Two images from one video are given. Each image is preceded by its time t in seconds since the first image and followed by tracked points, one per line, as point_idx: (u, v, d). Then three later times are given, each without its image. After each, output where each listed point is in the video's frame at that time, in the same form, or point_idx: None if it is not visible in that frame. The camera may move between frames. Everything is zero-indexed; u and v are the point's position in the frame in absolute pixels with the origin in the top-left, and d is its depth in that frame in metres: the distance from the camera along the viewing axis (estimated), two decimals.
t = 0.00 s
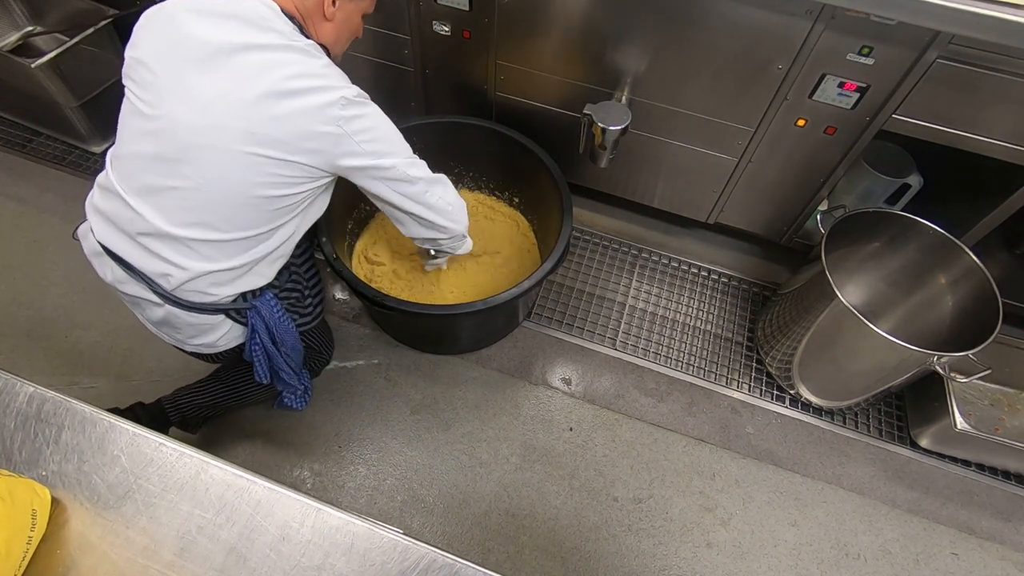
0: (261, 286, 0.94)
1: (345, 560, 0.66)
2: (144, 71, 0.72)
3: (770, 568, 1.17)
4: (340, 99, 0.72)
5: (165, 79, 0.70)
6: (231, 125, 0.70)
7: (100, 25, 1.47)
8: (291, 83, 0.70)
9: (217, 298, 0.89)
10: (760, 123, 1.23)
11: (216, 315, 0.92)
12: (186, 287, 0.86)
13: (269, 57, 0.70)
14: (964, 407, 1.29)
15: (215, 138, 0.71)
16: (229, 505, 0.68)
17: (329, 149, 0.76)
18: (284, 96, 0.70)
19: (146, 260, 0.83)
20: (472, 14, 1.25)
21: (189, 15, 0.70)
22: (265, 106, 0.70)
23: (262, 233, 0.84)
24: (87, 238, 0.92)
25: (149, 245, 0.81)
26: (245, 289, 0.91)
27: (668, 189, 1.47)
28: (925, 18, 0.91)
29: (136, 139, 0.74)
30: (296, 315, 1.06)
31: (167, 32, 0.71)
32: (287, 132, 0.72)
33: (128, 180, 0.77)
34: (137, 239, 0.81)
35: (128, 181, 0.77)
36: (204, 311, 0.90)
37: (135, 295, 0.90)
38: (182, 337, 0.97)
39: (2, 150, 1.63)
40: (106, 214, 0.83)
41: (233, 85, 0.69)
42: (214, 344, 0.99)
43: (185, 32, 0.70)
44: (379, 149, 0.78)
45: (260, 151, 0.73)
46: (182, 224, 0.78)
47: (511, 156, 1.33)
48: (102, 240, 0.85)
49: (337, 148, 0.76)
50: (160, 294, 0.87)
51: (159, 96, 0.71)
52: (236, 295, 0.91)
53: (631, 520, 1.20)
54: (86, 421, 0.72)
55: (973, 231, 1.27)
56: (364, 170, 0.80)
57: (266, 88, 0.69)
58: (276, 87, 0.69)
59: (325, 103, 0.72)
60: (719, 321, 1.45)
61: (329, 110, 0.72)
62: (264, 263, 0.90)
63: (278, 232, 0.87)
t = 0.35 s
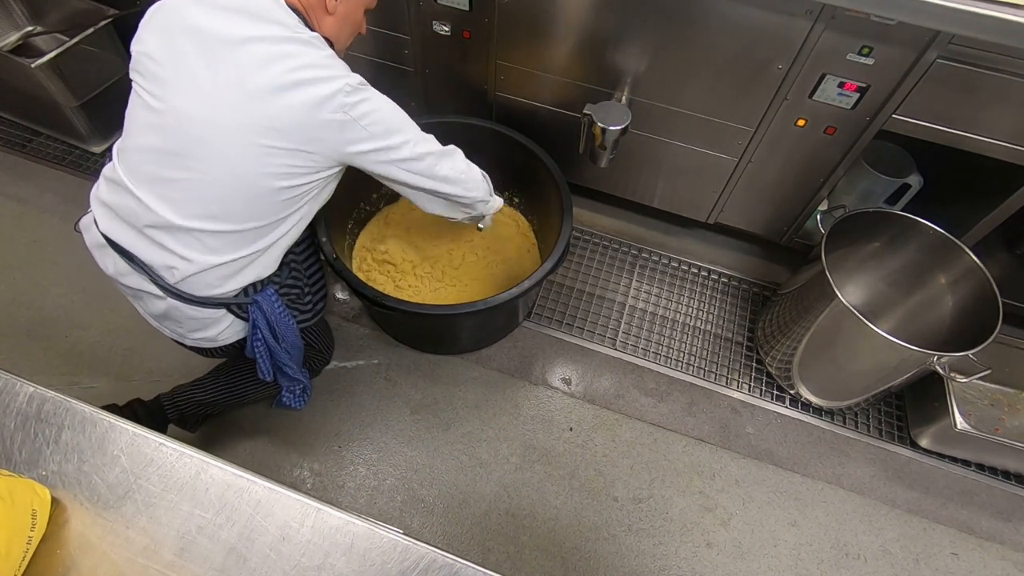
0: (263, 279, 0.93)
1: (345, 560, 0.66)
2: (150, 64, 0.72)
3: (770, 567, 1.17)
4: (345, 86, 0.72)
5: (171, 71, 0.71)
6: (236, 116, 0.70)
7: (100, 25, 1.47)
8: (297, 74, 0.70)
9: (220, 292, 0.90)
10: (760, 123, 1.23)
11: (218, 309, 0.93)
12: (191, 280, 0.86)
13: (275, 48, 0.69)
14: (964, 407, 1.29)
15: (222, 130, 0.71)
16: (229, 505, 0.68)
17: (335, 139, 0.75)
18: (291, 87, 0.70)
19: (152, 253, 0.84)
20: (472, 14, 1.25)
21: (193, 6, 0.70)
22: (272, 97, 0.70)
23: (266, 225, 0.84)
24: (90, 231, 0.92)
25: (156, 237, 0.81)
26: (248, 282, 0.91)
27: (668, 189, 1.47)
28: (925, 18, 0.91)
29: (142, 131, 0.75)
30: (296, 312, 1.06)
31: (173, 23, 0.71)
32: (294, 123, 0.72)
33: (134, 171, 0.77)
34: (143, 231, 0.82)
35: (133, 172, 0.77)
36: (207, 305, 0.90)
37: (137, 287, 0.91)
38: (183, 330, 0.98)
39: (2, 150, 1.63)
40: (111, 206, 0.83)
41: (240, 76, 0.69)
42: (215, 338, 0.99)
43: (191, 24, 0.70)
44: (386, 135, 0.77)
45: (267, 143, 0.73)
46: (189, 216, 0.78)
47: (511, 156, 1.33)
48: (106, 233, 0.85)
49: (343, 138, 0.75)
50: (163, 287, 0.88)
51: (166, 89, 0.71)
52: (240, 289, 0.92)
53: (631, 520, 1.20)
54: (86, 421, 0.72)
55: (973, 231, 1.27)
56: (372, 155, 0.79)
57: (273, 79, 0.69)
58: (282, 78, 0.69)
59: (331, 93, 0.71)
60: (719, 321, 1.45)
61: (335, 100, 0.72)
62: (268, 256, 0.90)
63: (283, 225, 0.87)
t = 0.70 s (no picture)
0: (259, 277, 0.93)
1: (345, 560, 0.66)
2: (155, 61, 0.72)
3: (770, 567, 1.17)
4: (347, 90, 0.72)
5: (175, 69, 0.71)
6: (238, 116, 0.70)
7: (100, 24, 1.47)
8: (301, 77, 0.70)
9: (217, 289, 0.89)
10: (760, 123, 1.23)
11: (213, 306, 0.93)
12: (188, 277, 0.86)
13: (280, 49, 0.70)
14: (964, 407, 1.29)
15: (225, 129, 0.71)
16: (229, 505, 0.68)
17: (337, 142, 0.76)
18: (294, 89, 0.70)
19: (151, 249, 0.84)
20: (472, 14, 1.25)
21: (200, 6, 0.70)
22: (276, 98, 0.70)
23: (265, 225, 0.84)
24: (89, 226, 0.92)
25: (155, 233, 0.81)
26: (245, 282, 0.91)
27: (668, 189, 1.47)
28: (925, 19, 0.91)
29: (144, 127, 0.75)
30: (294, 311, 1.06)
31: (179, 22, 0.71)
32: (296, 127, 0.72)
33: (135, 167, 0.77)
34: (142, 227, 0.82)
35: (134, 168, 0.77)
36: (202, 301, 0.90)
37: (134, 283, 0.91)
38: (180, 327, 0.98)
39: (2, 150, 1.63)
40: (111, 202, 0.83)
41: (244, 77, 0.69)
42: (211, 335, 0.99)
43: (198, 24, 0.70)
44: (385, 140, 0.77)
45: (269, 143, 0.73)
46: (189, 214, 0.78)
47: (511, 156, 1.33)
48: (106, 229, 0.85)
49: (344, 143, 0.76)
50: (160, 283, 0.87)
51: (169, 86, 0.71)
52: (234, 287, 0.91)
53: (631, 520, 1.20)
54: (86, 420, 0.72)
55: (973, 231, 1.27)
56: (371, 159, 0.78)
57: (278, 81, 0.69)
58: (287, 81, 0.69)
59: (335, 96, 0.72)
60: (719, 321, 1.45)
61: (338, 103, 0.72)
62: (266, 256, 0.90)
63: (281, 225, 0.87)
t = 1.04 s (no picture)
0: (261, 274, 0.93)
1: (345, 560, 0.66)
2: (154, 57, 0.72)
3: (770, 567, 1.17)
4: (344, 91, 0.72)
5: (173, 63, 0.71)
6: (236, 112, 0.70)
7: (100, 24, 1.47)
8: (300, 74, 0.70)
9: (219, 286, 0.90)
10: (760, 123, 1.23)
11: (215, 304, 0.93)
12: (188, 274, 0.86)
13: (278, 46, 0.70)
14: (964, 407, 1.29)
15: (223, 125, 0.71)
16: (229, 505, 0.68)
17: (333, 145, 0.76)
18: (293, 86, 0.70)
19: (150, 245, 0.84)
20: (472, 14, 1.25)
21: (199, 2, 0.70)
22: (274, 96, 0.70)
23: (264, 221, 0.84)
24: (90, 224, 0.92)
25: (154, 229, 0.81)
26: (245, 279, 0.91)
27: (668, 189, 1.47)
28: (925, 18, 0.91)
29: (142, 122, 0.75)
30: (294, 309, 1.06)
31: (177, 17, 0.71)
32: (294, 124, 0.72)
33: (133, 163, 0.77)
34: (141, 223, 0.82)
35: (133, 164, 0.77)
36: (203, 298, 0.90)
37: (136, 281, 0.91)
38: (182, 325, 0.98)
39: (2, 150, 1.63)
40: (111, 198, 0.83)
41: (242, 73, 0.69)
42: (214, 333, 1.00)
43: (196, 20, 0.70)
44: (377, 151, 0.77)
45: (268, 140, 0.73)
46: (189, 210, 0.78)
47: (510, 156, 1.33)
48: (106, 227, 0.85)
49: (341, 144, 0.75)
50: (160, 280, 0.87)
51: (168, 82, 0.71)
52: (237, 284, 0.91)
53: (632, 520, 1.20)
54: (86, 421, 0.73)
55: (973, 231, 1.27)
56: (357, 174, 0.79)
57: (276, 78, 0.69)
58: (285, 77, 0.69)
59: (332, 96, 0.72)
60: (719, 321, 1.45)
61: (336, 103, 0.72)
62: (265, 254, 0.90)
63: (281, 221, 0.87)
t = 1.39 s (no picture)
0: (256, 278, 0.93)
1: (345, 560, 0.66)
2: (154, 60, 0.72)
3: (771, 567, 1.17)
4: (343, 101, 0.72)
5: (173, 68, 0.71)
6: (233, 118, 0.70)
7: (100, 24, 1.47)
8: (299, 83, 0.70)
9: (214, 290, 0.89)
10: (760, 123, 1.22)
11: (210, 305, 0.93)
12: (184, 277, 0.86)
13: (278, 54, 0.70)
14: (964, 407, 1.29)
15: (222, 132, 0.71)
16: (229, 505, 0.68)
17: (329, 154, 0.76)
18: (291, 95, 0.70)
19: (146, 248, 0.84)
20: (472, 14, 1.25)
21: (203, 8, 0.70)
22: (272, 104, 0.70)
23: (259, 227, 0.84)
24: (89, 224, 0.92)
25: (150, 233, 0.81)
26: (241, 283, 0.91)
27: (669, 189, 1.47)
28: (925, 19, 0.91)
29: (140, 126, 0.75)
30: (292, 311, 1.06)
31: (178, 21, 0.71)
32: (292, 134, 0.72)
33: (131, 166, 0.77)
34: (138, 226, 0.82)
35: (130, 168, 0.77)
36: (199, 300, 0.90)
37: (132, 281, 0.91)
38: (178, 325, 0.98)
39: (2, 150, 1.63)
40: (109, 200, 0.83)
41: (241, 81, 0.69)
42: (209, 334, 1.00)
43: (199, 26, 0.70)
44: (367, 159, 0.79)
45: (266, 147, 0.73)
46: (185, 215, 0.78)
47: (511, 156, 1.33)
48: (104, 228, 0.85)
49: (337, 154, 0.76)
50: (157, 282, 0.87)
51: (168, 86, 0.71)
52: (231, 287, 0.91)
53: (632, 520, 1.20)
54: (86, 421, 0.73)
55: (973, 232, 1.27)
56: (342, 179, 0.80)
57: (277, 87, 0.70)
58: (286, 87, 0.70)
59: (330, 106, 0.72)
60: (719, 321, 1.45)
61: (333, 113, 0.72)
62: (261, 259, 0.90)
63: (277, 226, 0.87)
